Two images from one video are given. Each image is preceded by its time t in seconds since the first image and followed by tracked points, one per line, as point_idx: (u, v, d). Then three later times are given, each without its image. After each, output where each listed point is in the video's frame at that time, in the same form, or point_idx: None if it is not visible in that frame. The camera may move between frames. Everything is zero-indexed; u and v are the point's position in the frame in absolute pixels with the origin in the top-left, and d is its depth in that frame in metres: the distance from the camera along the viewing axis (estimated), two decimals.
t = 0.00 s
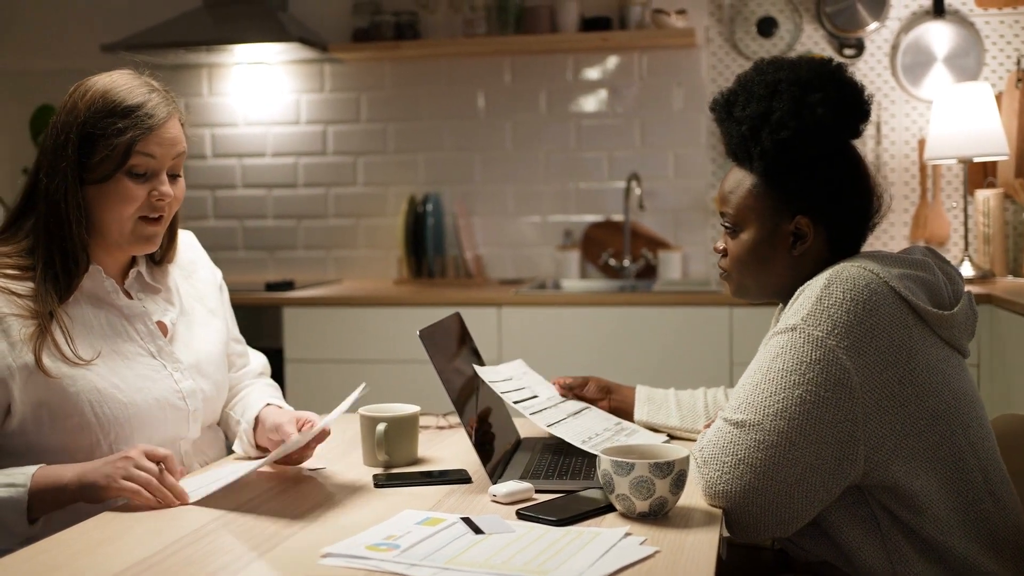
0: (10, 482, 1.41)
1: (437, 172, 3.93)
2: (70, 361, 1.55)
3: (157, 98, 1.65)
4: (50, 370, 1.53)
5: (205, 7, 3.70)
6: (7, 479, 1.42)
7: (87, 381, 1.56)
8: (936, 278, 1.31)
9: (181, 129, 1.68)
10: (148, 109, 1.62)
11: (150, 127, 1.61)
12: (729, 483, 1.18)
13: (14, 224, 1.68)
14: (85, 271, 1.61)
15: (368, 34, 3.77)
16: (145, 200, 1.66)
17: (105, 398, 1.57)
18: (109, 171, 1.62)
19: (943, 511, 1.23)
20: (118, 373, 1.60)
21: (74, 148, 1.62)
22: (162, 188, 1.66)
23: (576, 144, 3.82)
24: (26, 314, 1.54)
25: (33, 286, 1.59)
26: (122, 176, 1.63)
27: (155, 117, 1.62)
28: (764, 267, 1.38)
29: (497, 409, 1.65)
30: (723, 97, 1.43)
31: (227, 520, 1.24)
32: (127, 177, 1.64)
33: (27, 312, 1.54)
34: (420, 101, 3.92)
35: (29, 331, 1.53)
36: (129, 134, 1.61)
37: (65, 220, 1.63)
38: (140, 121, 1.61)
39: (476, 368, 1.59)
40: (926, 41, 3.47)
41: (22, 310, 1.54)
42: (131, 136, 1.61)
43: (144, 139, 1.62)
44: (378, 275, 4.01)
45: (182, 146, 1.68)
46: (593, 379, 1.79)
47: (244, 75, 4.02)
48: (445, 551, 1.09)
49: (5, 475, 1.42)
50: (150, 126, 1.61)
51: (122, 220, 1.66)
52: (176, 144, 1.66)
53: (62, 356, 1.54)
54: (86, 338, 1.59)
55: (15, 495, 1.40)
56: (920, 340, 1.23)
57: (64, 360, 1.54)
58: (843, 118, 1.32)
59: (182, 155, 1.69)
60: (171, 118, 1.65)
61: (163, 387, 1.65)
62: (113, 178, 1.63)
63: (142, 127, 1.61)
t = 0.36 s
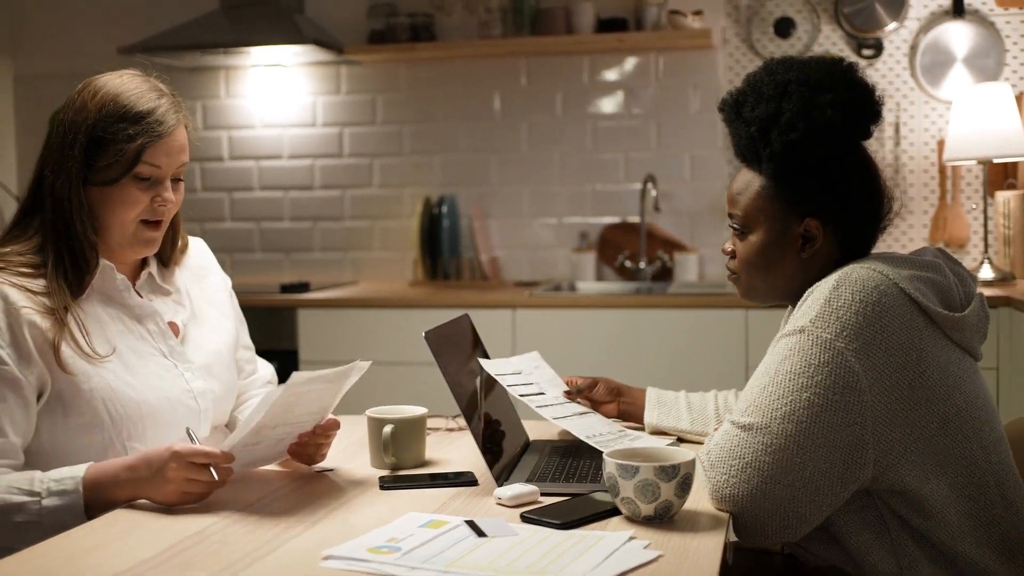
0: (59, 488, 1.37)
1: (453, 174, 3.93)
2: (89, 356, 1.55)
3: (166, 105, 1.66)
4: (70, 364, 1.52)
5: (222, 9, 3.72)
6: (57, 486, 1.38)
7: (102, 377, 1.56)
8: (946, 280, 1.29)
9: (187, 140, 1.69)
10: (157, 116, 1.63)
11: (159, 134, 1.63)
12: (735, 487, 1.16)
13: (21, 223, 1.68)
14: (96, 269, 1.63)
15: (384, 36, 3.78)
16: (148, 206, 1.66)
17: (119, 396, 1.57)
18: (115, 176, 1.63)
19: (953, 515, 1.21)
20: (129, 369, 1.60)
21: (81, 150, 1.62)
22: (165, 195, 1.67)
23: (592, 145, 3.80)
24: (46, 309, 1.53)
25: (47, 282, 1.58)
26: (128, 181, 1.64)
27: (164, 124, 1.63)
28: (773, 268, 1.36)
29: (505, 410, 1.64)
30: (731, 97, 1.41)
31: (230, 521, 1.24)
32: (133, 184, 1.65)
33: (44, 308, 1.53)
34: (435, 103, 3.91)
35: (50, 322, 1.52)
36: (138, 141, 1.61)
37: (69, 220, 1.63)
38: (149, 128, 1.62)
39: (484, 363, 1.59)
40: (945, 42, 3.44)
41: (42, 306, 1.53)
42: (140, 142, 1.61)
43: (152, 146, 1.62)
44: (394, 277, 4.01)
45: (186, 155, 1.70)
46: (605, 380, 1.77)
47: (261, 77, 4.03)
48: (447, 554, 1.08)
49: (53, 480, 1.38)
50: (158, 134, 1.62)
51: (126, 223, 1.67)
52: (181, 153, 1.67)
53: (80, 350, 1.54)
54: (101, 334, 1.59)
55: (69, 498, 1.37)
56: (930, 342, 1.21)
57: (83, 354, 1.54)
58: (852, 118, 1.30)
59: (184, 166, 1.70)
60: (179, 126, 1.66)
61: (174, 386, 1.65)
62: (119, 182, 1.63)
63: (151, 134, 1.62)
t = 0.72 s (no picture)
0: (68, 490, 1.37)
1: (469, 175, 3.92)
2: (104, 354, 1.55)
3: (188, 107, 1.67)
4: (84, 361, 1.52)
5: (239, 11, 3.73)
6: (65, 488, 1.37)
7: (117, 375, 1.56)
8: (958, 279, 1.28)
9: (209, 141, 1.69)
10: (180, 117, 1.64)
11: (183, 135, 1.64)
12: (744, 488, 1.15)
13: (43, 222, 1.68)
14: (115, 268, 1.63)
15: (400, 38, 3.78)
16: (169, 205, 1.67)
17: (134, 395, 1.57)
18: (136, 176, 1.64)
19: (964, 518, 1.19)
20: (143, 368, 1.60)
21: (104, 149, 1.63)
22: (185, 195, 1.68)
23: (608, 146, 3.79)
24: (64, 306, 1.54)
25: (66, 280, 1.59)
26: (150, 181, 1.64)
27: (186, 125, 1.64)
28: (783, 269, 1.35)
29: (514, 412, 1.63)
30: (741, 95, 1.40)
31: (234, 523, 1.24)
32: (155, 183, 1.65)
33: (62, 305, 1.54)
34: (451, 104, 3.91)
35: (67, 319, 1.52)
36: (160, 141, 1.62)
37: (90, 220, 1.63)
38: (171, 128, 1.62)
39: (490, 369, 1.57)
40: (965, 41, 3.40)
41: (60, 303, 1.53)
42: (163, 143, 1.62)
43: (175, 147, 1.63)
44: (410, 278, 4.01)
45: (208, 157, 1.70)
46: (615, 382, 1.77)
47: (277, 79, 4.04)
48: (450, 555, 1.07)
49: (61, 482, 1.38)
50: (180, 135, 1.63)
51: (147, 222, 1.67)
52: (202, 155, 1.67)
53: (95, 348, 1.54)
54: (115, 334, 1.60)
55: (76, 500, 1.37)
56: (940, 343, 1.20)
57: (99, 352, 1.55)
58: (863, 117, 1.28)
59: (206, 168, 1.70)
60: (201, 128, 1.67)
61: (190, 386, 1.65)
62: (140, 183, 1.64)
63: (173, 134, 1.63)
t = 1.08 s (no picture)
0: (48, 488, 1.37)
1: (482, 174, 3.92)
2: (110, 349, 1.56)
3: (201, 103, 1.65)
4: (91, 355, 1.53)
5: (253, 10, 3.75)
6: (45, 486, 1.38)
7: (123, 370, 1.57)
8: (963, 274, 1.26)
9: (220, 138, 1.68)
10: (193, 114, 1.62)
11: (193, 131, 1.62)
12: (745, 485, 1.13)
13: (54, 216, 1.69)
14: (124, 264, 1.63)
15: (413, 37, 3.79)
16: (179, 201, 1.66)
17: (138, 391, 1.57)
18: (147, 171, 1.62)
19: (968, 515, 1.18)
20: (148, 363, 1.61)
21: (117, 144, 1.62)
22: (197, 191, 1.66)
23: (620, 145, 3.78)
24: (71, 301, 1.55)
25: (75, 275, 1.60)
26: (161, 177, 1.63)
27: (198, 121, 1.62)
28: (785, 263, 1.34)
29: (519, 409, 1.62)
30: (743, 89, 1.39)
31: (232, 517, 1.23)
32: (165, 179, 1.64)
33: (69, 300, 1.55)
34: (464, 103, 3.91)
35: (74, 314, 1.53)
36: (172, 137, 1.61)
37: (101, 215, 1.62)
38: (183, 125, 1.61)
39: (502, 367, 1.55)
40: (981, 38, 3.37)
41: (67, 298, 1.54)
42: (175, 139, 1.61)
43: (187, 143, 1.62)
44: (422, 277, 4.01)
45: (220, 154, 1.69)
46: (622, 380, 1.76)
47: (291, 79, 4.05)
48: (445, 550, 1.06)
49: (43, 480, 1.38)
50: (192, 131, 1.62)
51: (157, 217, 1.66)
52: (214, 151, 1.66)
53: (101, 343, 1.55)
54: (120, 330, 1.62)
55: (55, 499, 1.37)
56: (945, 338, 1.18)
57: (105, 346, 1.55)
58: (863, 110, 1.26)
59: (217, 165, 1.69)
60: (213, 124, 1.66)
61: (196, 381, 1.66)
62: (151, 178, 1.63)
63: (185, 131, 1.61)
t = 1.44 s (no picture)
0: (46, 486, 1.38)
1: (492, 173, 3.92)
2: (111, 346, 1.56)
3: (204, 101, 1.66)
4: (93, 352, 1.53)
5: (265, 10, 3.76)
6: (43, 484, 1.38)
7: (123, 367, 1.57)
8: (961, 270, 1.25)
9: (226, 136, 1.68)
10: (196, 112, 1.63)
11: (197, 128, 1.63)
12: (741, 484, 1.13)
13: (60, 214, 1.70)
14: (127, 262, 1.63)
15: (424, 37, 3.79)
16: (185, 198, 1.67)
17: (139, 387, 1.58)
18: (151, 168, 1.63)
19: (966, 514, 1.16)
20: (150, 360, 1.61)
21: (121, 142, 1.63)
22: (202, 188, 1.67)
23: (631, 145, 3.77)
24: (72, 298, 1.55)
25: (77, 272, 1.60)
26: (164, 174, 1.64)
27: (202, 119, 1.63)
28: (779, 260, 1.33)
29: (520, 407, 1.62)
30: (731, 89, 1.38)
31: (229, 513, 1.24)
32: (169, 176, 1.64)
33: (70, 297, 1.55)
34: (475, 103, 3.91)
35: (74, 310, 1.54)
36: (175, 134, 1.62)
37: (105, 213, 1.63)
38: (186, 123, 1.62)
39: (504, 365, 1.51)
40: (995, 36, 3.34)
41: (68, 294, 1.55)
42: (178, 135, 1.62)
43: (190, 140, 1.62)
44: (433, 277, 4.01)
45: (225, 151, 1.70)
46: (625, 380, 1.74)
47: (303, 79, 4.07)
48: (438, 547, 1.06)
49: (41, 478, 1.39)
50: (195, 128, 1.62)
51: (161, 215, 1.67)
52: (219, 149, 1.67)
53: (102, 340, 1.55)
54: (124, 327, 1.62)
55: (53, 497, 1.37)
56: (942, 334, 1.17)
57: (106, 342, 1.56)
58: (849, 103, 1.25)
59: (223, 163, 1.70)
60: (217, 122, 1.66)
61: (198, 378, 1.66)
62: (155, 175, 1.63)
63: (188, 128, 1.62)
